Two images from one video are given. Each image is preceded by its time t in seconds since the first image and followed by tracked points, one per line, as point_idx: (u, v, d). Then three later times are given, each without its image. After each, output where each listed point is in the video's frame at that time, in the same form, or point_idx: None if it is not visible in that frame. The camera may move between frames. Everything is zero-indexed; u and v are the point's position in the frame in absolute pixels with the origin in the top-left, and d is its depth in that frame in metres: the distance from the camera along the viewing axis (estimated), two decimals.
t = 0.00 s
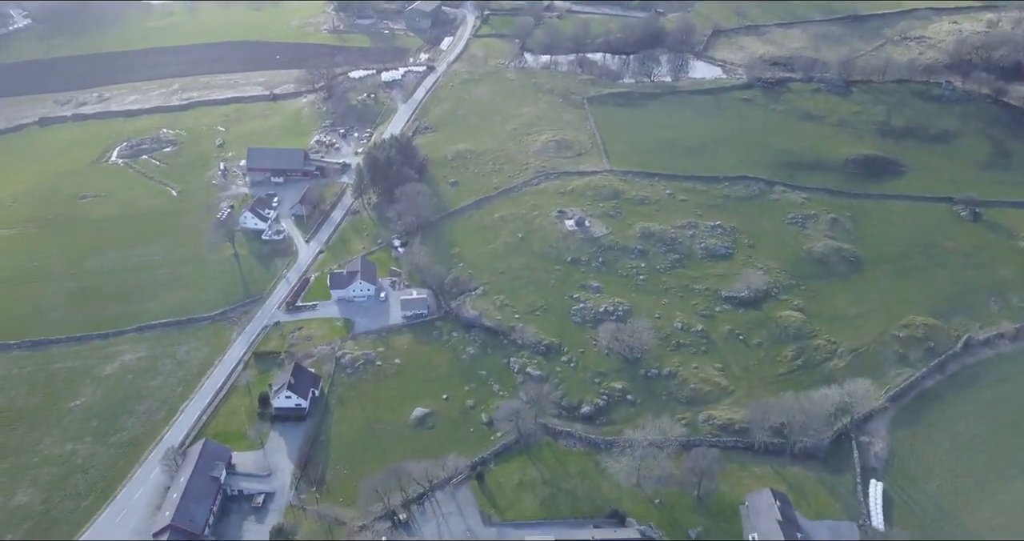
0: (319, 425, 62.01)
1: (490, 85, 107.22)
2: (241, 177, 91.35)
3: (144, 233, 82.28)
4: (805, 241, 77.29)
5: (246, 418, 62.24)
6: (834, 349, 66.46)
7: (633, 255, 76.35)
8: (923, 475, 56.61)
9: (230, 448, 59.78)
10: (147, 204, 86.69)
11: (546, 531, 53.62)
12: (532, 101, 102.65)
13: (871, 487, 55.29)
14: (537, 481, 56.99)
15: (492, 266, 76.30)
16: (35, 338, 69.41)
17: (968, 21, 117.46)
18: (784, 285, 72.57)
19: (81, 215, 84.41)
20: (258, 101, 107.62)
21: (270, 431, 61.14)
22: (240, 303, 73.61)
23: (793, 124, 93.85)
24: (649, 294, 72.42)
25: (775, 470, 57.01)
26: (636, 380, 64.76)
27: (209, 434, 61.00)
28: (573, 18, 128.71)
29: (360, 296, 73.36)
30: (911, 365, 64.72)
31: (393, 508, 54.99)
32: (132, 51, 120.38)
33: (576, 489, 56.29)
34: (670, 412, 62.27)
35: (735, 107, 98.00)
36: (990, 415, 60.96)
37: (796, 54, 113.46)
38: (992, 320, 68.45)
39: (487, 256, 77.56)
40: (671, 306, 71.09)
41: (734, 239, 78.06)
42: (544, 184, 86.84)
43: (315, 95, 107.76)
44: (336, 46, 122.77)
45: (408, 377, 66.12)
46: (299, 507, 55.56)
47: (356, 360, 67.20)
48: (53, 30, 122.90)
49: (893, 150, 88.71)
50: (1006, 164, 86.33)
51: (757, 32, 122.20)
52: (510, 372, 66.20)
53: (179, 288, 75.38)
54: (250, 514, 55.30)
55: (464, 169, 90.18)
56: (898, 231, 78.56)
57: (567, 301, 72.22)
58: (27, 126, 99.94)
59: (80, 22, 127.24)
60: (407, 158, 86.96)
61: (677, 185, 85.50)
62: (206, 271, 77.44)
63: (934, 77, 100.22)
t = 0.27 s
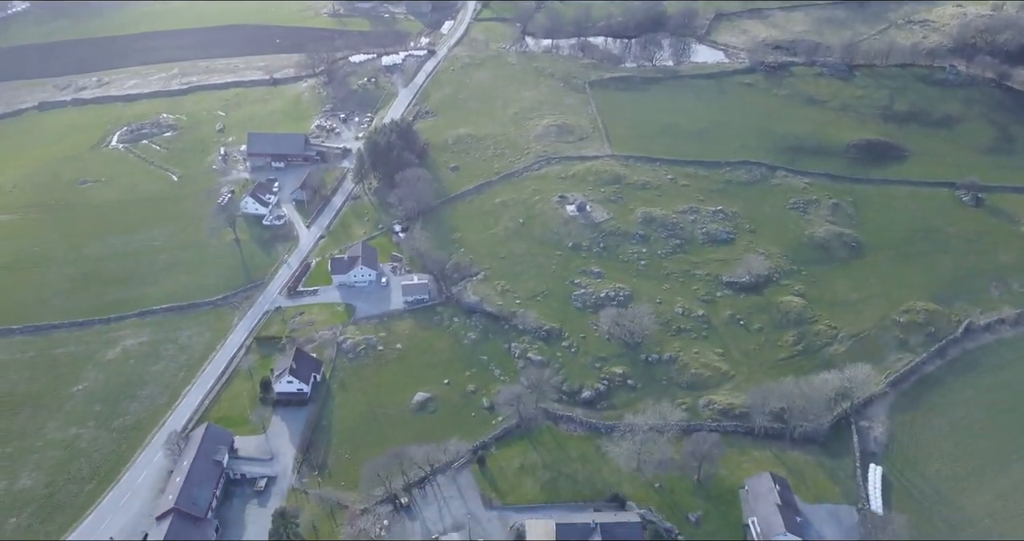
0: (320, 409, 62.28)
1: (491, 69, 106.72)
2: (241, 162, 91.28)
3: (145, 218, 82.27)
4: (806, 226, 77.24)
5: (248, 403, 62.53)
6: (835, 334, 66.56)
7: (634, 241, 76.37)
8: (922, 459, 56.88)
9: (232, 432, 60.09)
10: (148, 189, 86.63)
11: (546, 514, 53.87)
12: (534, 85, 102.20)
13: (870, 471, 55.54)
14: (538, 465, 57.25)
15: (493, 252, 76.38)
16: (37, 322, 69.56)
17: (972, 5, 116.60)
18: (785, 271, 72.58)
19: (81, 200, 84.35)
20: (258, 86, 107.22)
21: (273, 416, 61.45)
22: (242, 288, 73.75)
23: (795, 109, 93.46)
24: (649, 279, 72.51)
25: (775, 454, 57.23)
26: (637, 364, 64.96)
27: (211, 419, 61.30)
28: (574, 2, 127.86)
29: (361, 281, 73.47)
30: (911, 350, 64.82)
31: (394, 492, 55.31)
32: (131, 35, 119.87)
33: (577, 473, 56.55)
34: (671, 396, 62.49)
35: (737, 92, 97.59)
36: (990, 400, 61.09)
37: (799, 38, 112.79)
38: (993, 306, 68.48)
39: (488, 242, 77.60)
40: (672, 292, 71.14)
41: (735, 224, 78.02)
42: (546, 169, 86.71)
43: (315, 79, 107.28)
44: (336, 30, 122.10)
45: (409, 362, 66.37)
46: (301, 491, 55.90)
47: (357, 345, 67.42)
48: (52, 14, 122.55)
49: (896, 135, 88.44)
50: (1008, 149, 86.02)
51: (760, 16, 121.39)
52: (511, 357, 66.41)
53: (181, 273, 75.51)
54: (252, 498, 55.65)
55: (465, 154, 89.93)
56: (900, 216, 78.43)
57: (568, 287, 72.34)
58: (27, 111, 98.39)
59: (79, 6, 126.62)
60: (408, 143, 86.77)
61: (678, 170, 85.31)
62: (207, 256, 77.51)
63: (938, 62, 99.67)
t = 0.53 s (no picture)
0: (322, 396, 62.51)
1: (492, 55, 106.23)
2: (242, 149, 91.19)
3: (145, 205, 82.22)
4: (808, 214, 77.13)
5: (249, 390, 62.77)
6: (835, 321, 66.63)
7: (636, 228, 76.33)
8: (922, 446, 57.07)
9: (235, 419, 60.37)
10: (148, 176, 86.57)
11: (547, 500, 54.14)
12: (535, 72, 101.77)
13: (869, 458, 55.76)
14: (538, 451, 57.49)
15: (494, 239, 76.41)
16: (39, 309, 69.69)
17: None
18: (786, 258, 72.56)
19: (82, 186, 84.29)
20: (258, 72, 106.84)
21: (274, 402, 61.70)
22: (243, 275, 73.85)
23: (798, 96, 93.10)
24: (650, 267, 72.52)
25: (775, 441, 57.43)
26: (638, 352, 65.11)
27: (213, 405, 61.55)
28: None
29: (363, 268, 73.55)
30: (912, 337, 64.87)
31: (396, 479, 55.58)
32: (130, 21, 119.47)
33: (577, 459, 56.79)
34: (671, 383, 62.64)
35: (739, 78, 97.16)
36: (991, 387, 61.18)
37: (802, 24, 112.12)
38: (994, 293, 68.49)
39: (489, 229, 77.59)
40: (673, 279, 71.15)
41: (737, 211, 77.91)
42: (547, 156, 86.57)
43: (315, 66, 106.82)
44: (337, 16, 121.48)
45: (410, 349, 66.55)
46: (303, 477, 56.20)
47: (358, 332, 67.59)
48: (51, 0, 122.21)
49: (898, 122, 88.17)
50: (1012, 135, 85.71)
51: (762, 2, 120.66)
52: (512, 344, 66.56)
53: (182, 260, 75.57)
54: (254, 484, 55.96)
55: (466, 140, 89.72)
56: (901, 203, 78.25)
57: (569, 274, 72.39)
58: (28, 98, 97.56)
59: None
60: (409, 129, 86.57)
61: (680, 157, 85.11)
62: (208, 243, 77.56)
63: (941, 47, 99.18)
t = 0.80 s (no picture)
0: (323, 383, 62.67)
1: (494, 42, 105.71)
2: (242, 136, 90.97)
3: (146, 192, 82.16)
4: (809, 201, 77.01)
5: (251, 377, 62.93)
6: (836, 309, 66.67)
7: (637, 215, 76.25)
8: (921, 433, 57.25)
9: (236, 405, 60.56)
10: (149, 163, 86.44)
11: (548, 487, 54.35)
12: (536, 58, 101.30)
13: (869, 444, 55.89)
14: (539, 438, 57.65)
15: (495, 226, 76.38)
16: (41, 296, 69.76)
17: None
18: (787, 245, 72.52)
19: (82, 173, 84.15)
20: (258, 58, 106.38)
21: (276, 389, 61.87)
22: (244, 263, 73.86)
23: (800, 83, 92.73)
24: (651, 254, 72.50)
25: (775, 428, 57.59)
26: (638, 339, 65.21)
27: (215, 392, 61.74)
28: None
29: (363, 256, 73.58)
30: (912, 324, 64.91)
31: (397, 465, 55.79)
32: (130, 8, 119.05)
33: (578, 446, 56.96)
34: (672, 370, 62.77)
35: (742, 65, 96.72)
36: (991, 374, 61.30)
37: (805, 10, 111.43)
38: (995, 280, 68.47)
39: (490, 216, 77.53)
40: (674, 266, 71.16)
41: (738, 199, 77.80)
42: (548, 143, 86.36)
43: (316, 52, 106.29)
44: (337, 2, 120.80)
45: (411, 336, 66.67)
46: (305, 463, 56.42)
47: (359, 319, 67.68)
48: None
49: (900, 109, 87.92)
50: (1014, 122, 85.43)
51: None
52: (513, 331, 66.67)
53: (183, 247, 75.56)
54: (256, 470, 56.21)
55: (467, 127, 89.46)
56: (903, 191, 78.12)
57: (570, 262, 72.39)
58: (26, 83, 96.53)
59: None
60: (410, 116, 86.33)
61: (682, 144, 84.88)
62: (208, 230, 77.58)
63: (944, 34, 98.72)
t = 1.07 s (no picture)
0: (324, 368, 62.89)
1: (495, 26, 105.07)
2: (242, 121, 90.72)
3: (146, 177, 82.04)
4: (811, 186, 76.86)
5: (253, 362, 63.16)
6: (837, 294, 66.69)
7: (638, 201, 76.12)
8: (921, 418, 57.44)
9: (238, 390, 60.80)
10: (149, 148, 86.27)
11: (548, 471, 54.61)
12: (537, 42, 100.71)
13: (868, 429, 56.09)
14: (540, 423, 57.87)
15: (496, 212, 76.30)
16: (43, 281, 69.86)
17: None
18: (788, 231, 72.46)
19: (82, 158, 84.00)
20: (258, 43, 105.81)
21: (277, 374, 62.10)
22: (245, 248, 73.86)
23: (803, 67, 92.26)
24: (652, 239, 72.47)
25: (775, 412, 57.78)
26: (639, 324, 65.32)
27: (217, 377, 61.97)
28: None
29: (364, 241, 73.61)
30: (913, 310, 64.93)
31: (398, 450, 56.05)
32: None
33: (578, 430, 57.18)
34: (672, 356, 62.93)
35: (744, 49, 96.16)
36: (991, 360, 61.40)
37: None
38: (996, 266, 68.40)
39: (491, 201, 77.45)
40: (675, 252, 71.13)
41: (739, 184, 77.64)
42: (549, 128, 86.10)
43: (316, 36, 105.69)
44: None
45: (412, 322, 66.81)
46: (307, 448, 56.73)
47: (360, 305, 67.78)
48: None
49: (903, 94, 87.59)
50: (1018, 107, 85.04)
51: None
52: (514, 316, 66.80)
53: (184, 233, 75.56)
54: (259, 454, 56.54)
55: (468, 112, 89.14)
56: (905, 176, 77.93)
57: (571, 247, 72.38)
58: (26, 69, 98.15)
59: None
60: (410, 101, 86.03)
61: (683, 129, 84.62)
62: (209, 216, 77.54)
63: (948, 18, 98.15)
